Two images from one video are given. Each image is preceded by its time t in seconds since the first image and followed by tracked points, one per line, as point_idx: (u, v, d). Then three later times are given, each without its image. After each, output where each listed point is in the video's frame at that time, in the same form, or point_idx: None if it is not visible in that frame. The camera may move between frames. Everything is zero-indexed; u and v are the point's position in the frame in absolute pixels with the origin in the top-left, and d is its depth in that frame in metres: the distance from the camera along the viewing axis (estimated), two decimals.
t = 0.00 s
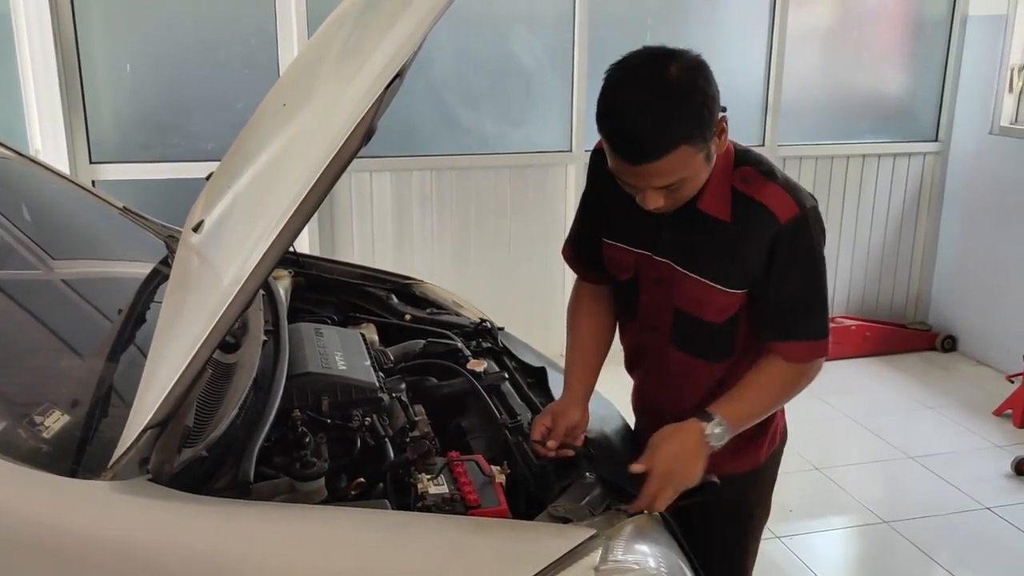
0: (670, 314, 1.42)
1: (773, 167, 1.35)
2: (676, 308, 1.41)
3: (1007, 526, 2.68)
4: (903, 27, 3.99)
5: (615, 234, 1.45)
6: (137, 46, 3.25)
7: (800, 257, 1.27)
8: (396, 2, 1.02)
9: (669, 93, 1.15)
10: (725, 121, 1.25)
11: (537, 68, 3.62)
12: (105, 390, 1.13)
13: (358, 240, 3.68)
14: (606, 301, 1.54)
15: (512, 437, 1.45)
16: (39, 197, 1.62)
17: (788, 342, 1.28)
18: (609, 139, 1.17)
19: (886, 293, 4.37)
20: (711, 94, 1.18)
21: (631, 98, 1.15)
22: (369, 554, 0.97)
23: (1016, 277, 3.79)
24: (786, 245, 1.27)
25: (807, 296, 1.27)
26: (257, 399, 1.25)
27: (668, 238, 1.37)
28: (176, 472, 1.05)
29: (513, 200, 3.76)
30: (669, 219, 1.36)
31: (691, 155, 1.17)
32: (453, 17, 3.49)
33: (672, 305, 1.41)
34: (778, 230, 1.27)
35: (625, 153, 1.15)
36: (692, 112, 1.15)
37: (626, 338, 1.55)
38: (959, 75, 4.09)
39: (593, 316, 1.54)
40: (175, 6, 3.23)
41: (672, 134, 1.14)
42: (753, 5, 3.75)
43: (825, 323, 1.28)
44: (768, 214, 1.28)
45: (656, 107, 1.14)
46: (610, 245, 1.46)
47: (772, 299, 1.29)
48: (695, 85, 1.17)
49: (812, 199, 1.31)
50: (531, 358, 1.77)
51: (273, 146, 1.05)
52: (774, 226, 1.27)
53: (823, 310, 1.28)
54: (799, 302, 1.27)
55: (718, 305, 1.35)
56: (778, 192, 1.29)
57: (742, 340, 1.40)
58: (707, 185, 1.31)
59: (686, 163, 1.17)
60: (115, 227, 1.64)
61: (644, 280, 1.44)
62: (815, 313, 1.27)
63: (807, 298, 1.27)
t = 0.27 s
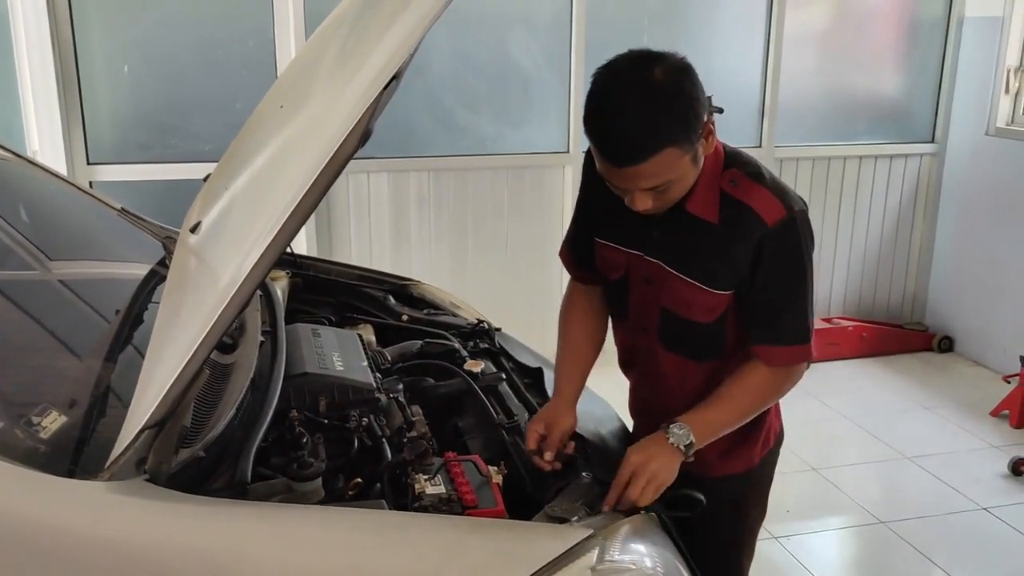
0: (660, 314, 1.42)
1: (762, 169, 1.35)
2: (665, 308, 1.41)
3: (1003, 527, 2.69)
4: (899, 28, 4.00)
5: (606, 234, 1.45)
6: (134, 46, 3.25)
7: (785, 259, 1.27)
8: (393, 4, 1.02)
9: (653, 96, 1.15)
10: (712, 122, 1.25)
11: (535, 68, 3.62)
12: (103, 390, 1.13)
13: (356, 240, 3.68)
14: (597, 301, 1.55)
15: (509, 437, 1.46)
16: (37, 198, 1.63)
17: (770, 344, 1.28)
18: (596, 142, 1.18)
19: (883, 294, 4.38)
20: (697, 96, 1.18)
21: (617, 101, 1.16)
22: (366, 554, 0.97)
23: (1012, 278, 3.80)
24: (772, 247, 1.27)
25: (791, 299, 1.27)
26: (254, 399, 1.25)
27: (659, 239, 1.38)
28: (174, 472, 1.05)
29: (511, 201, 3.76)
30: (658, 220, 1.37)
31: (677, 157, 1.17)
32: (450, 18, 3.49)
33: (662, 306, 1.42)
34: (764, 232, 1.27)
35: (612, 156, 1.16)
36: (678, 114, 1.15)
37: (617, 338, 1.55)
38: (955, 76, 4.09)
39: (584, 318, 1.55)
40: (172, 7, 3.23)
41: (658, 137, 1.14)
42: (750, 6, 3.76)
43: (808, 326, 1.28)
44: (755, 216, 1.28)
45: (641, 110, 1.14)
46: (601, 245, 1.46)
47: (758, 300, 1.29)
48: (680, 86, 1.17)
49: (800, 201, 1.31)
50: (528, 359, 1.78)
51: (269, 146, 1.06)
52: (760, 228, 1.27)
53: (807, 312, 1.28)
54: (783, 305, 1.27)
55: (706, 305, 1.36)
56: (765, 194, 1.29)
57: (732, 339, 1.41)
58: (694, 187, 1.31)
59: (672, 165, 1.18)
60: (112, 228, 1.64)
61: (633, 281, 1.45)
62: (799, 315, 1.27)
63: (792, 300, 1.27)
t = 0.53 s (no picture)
0: (658, 313, 1.42)
1: (756, 167, 1.35)
2: (663, 307, 1.41)
3: (1002, 526, 2.69)
4: (898, 28, 4.00)
5: (600, 234, 1.44)
6: (133, 46, 3.24)
7: (783, 254, 1.26)
8: (389, 3, 1.02)
9: (645, 93, 1.15)
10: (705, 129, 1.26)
11: (533, 68, 3.62)
12: (100, 390, 1.13)
13: (355, 240, 3.68)
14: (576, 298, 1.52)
15: (508, 437, 1.46)
16: (35, 197, 1.62)
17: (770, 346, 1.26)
18: (588, 141, 1.18)
19: (881, 293, 4.38)
20: (688, 95, 1.18)
21: (608, 99, 1.16)
22: (364, 553, 0.97)
23: (1011, 278, 3.80)
24: (768, 241, 1.26)
25: (789, 294, 1.26)
26: (252, 399, 1.25)
27: (654, 239, 1.38)
28: (171, 472, 1.05)
29: (509, 201, 3.76)
30: (653, 220, 1.37)
31: (669, 155, 1.17)
32: (449, 18, 3.49)
33: (659, 306, 1.41)
34: (760, 227, 1.26)
35: (605, 154, 1.15)
36: (670, 112, 1.15)
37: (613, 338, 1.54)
38: (953, 76, 4.10)
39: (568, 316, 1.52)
40: (170, 6, 3.23)
41: (649, 134, 1.14)
42: (748, 6, 3.76)
43: (810, 323, 1.26)
44: (750, 212, 1.27)
45: (633, 107, 1.14)
46: (595, 246, 1.46)
47: (755, 296, 1.28)
48: (672, 85, 1.17)
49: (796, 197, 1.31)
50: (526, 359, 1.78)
51: (266, 145, 1.06)
52: (756, 224, 1.27)
53: (806, 307, 1.27)
54: (781, 299, 1.26)
55: (703, 304, 1.35)
56: (760, 190, 1.28)
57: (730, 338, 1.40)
58: (689, 185, 1.31)
59: (664, 163, 1.17)
60: (110, 227, 1.64)
61: (628, 281, 1.44)
62: (798, 310, 1.26)
63: (790, 295, 1.26)
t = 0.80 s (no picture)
0: (653, 317, 1.42)
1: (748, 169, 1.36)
2: (658, 311, 1.40)
3: (1000, 526, 2.69)
4: (896, 28, 4.00)
5: (590, 241, 1.42)
6: (131, 46, 3.24)
7: (781, 253, 1.26)
8: (388, 3, 1.02)
9: (639, 96, 1.15)
10: (698, 129, 1.26)
11: (532, 68, 3.62)
12: (99, 391, 1.13)
13: (354, 240, 3.68)
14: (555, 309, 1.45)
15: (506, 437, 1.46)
16: (33, 198, 1.62)
17: (769, 347, 1.26)
18: (582, 144, 1.18)
19: (880, 293, 4.39)
20: (682, 99, 1.18)
21: (602, 102, 1.16)
22: (363, 554, 0.97)
23: (1009, 278, 3.81)
24: (766, 240, 1.26)
25: (789, 292, 1.26)
26: (251, 399, 1.25)
27: (649, 243, 1.37)
28: (169, 473, 1.05)
29: (508, 200, 3.76)
30: (647, 224, 1.36)
31: (663, 159, 1.17)
32: (448, 18, 3.49)
33: (654, 309, 1.41)
34: (758, 227, 1.27)
35: (598, 157, 1.16)
36: (664, 116, 1.15)
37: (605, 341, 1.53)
38: (951, 76, 4.10)
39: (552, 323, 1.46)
40: (169, 6, 3.23)
41: (642, 136, 1.14)
42: (747, 6, 3.76)
43: (809, 320, 1.27)
44: (747, 212, 1.28)
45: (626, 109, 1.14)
46: (586, 252, 1.44)
47: (754, 296, 1.28)
48: (666, 87, 1.17)
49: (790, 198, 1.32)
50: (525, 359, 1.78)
51: (264, 146, 1.06)
52: (754, 224, 1.27)
53: (805, 305, 1.27)
54: (781, 298, 1.26)
55: (699, 307, 1.35)
56: (755, 191, 1.29)
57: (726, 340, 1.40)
58: (685, 189, 1.31)
59: (657, 166, 1.17)
60: (109, 227, 1.64)
61: (622, 286, 1.43)
62: (798, 308, 1.26)
63: (790, 292, 1.26)
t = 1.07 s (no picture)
0: (651, 322, 1.42)
1: (740, 171, 1.36)
2: (655, 316, 1.40)
3: (999, 524, 2.70)
4: (894, 28, 4.01)
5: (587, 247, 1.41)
6: (129, 47, 3.24)
7: (780, 256, 1.27)
8: (388, 3, 1.03)
9: (634, 106, 1.15)
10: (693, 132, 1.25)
11: (531, 68, 3.63)
12: (99, 391, 1.13)
13: (352, 241, 3.68)
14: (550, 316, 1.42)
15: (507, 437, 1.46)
16: (33, 198, 1.63)
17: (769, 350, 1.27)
18: (577, 155, 1.18)
19: (878, 293, 4.39)
20: (677, 108, 1.19)
21: (598, 113, 1.16)
22: (364, 554, 0.98)
23: (1007, 277, 3.81)
24: (765, 244, 1.27)
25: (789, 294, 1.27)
26: (252, 399, 1.25)
27: (646, 250, 1.36)
28: (170, 473, 1.05)
29: (507, 201, 3.76)
30: (644, 231, 1.35)
31: (659, 168, 1.17)
32: (446, 18, 3.49)
33: (652, 315, 1.41)
34: (756, 231, 1.27)
35: (594, 168, 1.16)
36: (659, 126, 1.16)
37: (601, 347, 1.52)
38: (949, 76, 4.11)
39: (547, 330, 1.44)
40: (167, 7, 3.23)
41: (640, 147, 1.14)
42: (745, 6, 3.77)
43: (806, 320, 1.29)
44: (744, 216, 1.28)
45: (622, 120, 1.14)
46: (582, 260, 1.42)
47: (754, 300, 1.29)
48: (661, 97, 1.17)
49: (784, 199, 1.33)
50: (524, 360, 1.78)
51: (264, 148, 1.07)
52: (752, 228, 1.28)
53: (803, 304, 1.29)
54: (781, 301, 1.27)
55: (699, 311, 1.36)
56: (750, 195, 1.30)
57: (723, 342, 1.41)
58: (682, 195, 1.31)
59: (654, 176, 1.18)
60: (109, 229, 1.64)
61: (620, 292, 1.43)
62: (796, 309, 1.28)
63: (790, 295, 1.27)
